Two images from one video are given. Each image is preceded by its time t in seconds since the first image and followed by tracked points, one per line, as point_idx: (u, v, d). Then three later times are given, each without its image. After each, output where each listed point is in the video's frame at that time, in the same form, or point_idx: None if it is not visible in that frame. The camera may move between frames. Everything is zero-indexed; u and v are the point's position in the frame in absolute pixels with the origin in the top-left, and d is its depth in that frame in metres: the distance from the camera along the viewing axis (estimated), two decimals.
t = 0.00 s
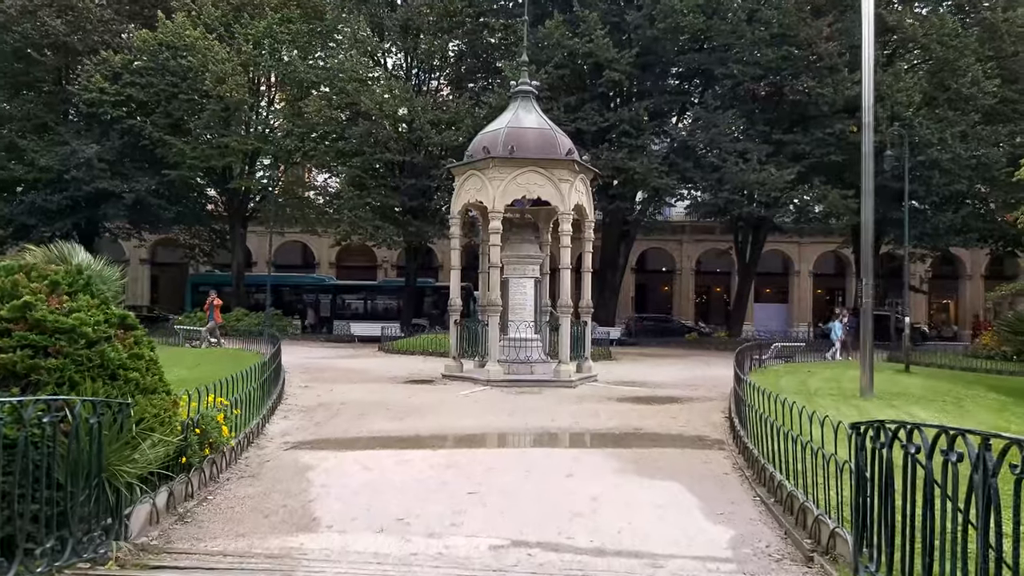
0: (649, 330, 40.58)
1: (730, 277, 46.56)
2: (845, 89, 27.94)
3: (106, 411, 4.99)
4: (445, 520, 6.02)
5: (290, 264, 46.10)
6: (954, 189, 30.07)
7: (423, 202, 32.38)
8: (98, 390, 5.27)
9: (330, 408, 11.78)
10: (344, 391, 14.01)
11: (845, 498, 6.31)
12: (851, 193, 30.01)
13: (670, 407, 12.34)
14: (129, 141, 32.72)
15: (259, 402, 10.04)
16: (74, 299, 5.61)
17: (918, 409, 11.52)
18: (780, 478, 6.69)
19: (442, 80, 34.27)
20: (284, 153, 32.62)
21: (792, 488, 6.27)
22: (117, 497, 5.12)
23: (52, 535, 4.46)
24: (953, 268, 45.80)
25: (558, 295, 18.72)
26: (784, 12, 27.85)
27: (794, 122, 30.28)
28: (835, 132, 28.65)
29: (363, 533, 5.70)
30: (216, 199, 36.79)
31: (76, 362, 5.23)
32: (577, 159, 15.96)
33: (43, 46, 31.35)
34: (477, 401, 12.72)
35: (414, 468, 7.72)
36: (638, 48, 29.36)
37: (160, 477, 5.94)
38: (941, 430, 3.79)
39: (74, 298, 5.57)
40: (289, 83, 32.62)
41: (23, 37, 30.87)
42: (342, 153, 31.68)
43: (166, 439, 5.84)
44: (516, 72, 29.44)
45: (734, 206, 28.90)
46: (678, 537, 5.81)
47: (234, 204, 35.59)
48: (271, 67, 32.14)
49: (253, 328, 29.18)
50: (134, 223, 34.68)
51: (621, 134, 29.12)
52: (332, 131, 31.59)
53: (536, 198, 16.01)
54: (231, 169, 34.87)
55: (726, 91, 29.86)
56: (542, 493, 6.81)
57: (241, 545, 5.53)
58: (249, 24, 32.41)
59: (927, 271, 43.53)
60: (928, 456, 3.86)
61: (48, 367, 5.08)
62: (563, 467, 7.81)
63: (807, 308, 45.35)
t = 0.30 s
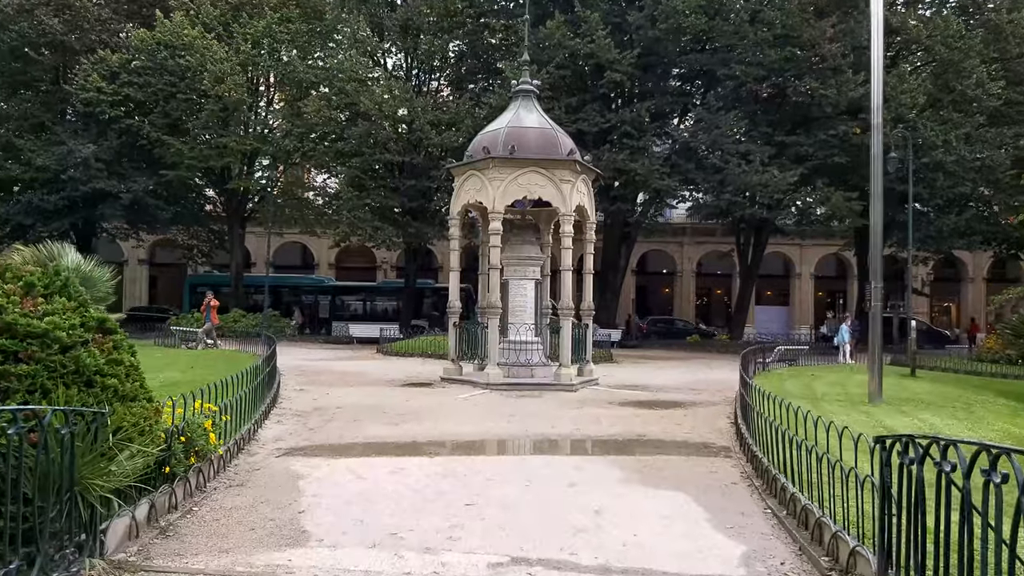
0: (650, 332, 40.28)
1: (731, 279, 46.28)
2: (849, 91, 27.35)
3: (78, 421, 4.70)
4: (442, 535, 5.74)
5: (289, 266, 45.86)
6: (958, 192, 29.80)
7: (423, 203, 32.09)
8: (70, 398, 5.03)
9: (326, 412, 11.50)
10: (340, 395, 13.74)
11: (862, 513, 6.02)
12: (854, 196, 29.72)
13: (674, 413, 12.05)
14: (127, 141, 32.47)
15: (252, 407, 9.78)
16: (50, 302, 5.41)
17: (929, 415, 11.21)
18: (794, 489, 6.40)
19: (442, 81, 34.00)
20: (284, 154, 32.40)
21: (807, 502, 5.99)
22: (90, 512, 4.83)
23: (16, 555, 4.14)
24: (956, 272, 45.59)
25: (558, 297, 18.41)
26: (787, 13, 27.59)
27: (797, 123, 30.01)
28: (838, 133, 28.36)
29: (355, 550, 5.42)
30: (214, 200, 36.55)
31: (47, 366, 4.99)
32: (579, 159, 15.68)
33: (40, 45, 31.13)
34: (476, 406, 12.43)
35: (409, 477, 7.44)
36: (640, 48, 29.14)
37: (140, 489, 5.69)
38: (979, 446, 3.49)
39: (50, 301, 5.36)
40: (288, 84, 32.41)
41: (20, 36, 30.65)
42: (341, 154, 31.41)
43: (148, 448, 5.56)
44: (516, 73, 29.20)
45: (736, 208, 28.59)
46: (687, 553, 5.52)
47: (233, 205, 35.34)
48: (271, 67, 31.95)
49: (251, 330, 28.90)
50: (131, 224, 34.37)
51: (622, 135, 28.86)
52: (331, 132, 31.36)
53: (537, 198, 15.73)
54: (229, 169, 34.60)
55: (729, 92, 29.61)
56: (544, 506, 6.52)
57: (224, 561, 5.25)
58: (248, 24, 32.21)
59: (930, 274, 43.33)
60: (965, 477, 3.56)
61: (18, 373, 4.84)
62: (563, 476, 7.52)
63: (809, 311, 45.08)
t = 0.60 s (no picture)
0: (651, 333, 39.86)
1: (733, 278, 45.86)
2: (854, 87, 26.82)
3: (51, 436, 4.17)
4: (438, 558, 5.30)
5: (287, 265, 45.44)
6: (965, 190, 29.35)
7: (422, 202, 31.62)
8: (33, 412, 4.63)
9: (319, 418, 11.07)
10: (335, 398, 13.31)
11: (887, 533, 5.59)
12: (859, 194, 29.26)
13: (681, 418, 11.62)
14: (122, 137, 32.04)
15: (242, 412, 9.35)
16: (17, 307, 5.06)
17: (946, 421, 10.77)
18: (815, 507, 5.95)
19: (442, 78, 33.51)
20: (281, 152, 31.97)
21: (830, 520, 5.56)
22: (53, 538, 4.32)
23: None
24: (960, 271, 45.14)
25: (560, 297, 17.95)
26: (792, 8, 27.14)
27: (802, 120, 29.56)
28: (844, 131, 27.90)
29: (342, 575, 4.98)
30: (211, 198, 36.10)
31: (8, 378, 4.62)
32: (582, 155, 15.25)
33: (33, 40, 30.72)
34: (475, 410, 12.00)
35: (405, 490, 7.00)
36: (642, 44, 28.72)
37: (115, 508, 5.22)
38: None
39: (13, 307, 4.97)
40: (286, 80, 31.95)
41: (14, 31, 30.25)
42: (339, 152, 30.95)
43: (125, 465, 5.06)
44: (516, 70, 28.73)
45: (740, 206, 28.10)
46: None
47: (230, 204, 34.89)
48: (268, 63, 31.51)
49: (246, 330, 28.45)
50: (126, 222, 33.93)
51: (624, 132, 28.42)
52: (329, 129, 30.93)
53: (538, 196, 15.30)
54: (226, 167, 34.13)
55: (733, 88, 29.16)
56: (548, 523, 6.08)
57: None
58: (244, 19, 31.76)
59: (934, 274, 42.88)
60: None
61: None
62: (567, 489, 7.08)
63: (812, 310, 44.65)
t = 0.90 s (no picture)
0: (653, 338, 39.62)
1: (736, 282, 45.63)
2: (859, 91, 26.47)
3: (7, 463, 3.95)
4: None
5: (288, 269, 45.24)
6: (970, 194, 29.06)
7: (423, 207, 31.38)
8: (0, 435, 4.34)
9: (316, 429, 10.82)
10: (333, 407, 13.06)
11: (910, 556, 5.33)
12: (864, 198, 29.00)
13: (686, 428, 11.34)
14: (121, 142, 31.84)
15: (235, 425, 9.09)
16: None
17: (960, 432, 10.49)
18: (833, 529, 5.68)
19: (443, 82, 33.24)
20: (282, 156, 31.76)
21: (850, 544, 5.29)
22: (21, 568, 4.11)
23: None
24: (963, 276, 44.87)
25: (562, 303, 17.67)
26: (795, 10, 26.88)
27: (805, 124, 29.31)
28: (848, 134, 27.65)
29: None
30: (212, 203, 35.89)
31: None
32: (584, 159, 14.99)
33: (32, 44, 30.54)
34: (475, 420, 11.73)
35: (401, 508, 6.73)
36: (644, 47, 28.51)
37: (94, 532, 4.98)
38: None
39: None
40: (286, 84, 31.74)
41: (11, 35, 30.18)
42: (339, 156, 30.72)
43: (101, 487, 4.82)
44: (517, 73, 28.48)
45: (744, 210, 27.79)
46: None
47: (230, 209, 34.66)
48: (268, 67, 31.31)
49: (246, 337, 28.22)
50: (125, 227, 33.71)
51: (627, 136, 28.17)
52: (330, 133, 30.74)
53: (539, 201, 15.04)
54: (225, 171, 33.89)
55: (736, 92, 28.90)
56: (551, 546, 5.80)
57: None
58: (244, 23, 31.54)
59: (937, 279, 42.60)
60: None
61: None
62: (571, 508, 6.81)
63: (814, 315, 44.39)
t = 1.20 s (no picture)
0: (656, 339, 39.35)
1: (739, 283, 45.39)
2: (863, 89, 26.20)
3: None
4: None
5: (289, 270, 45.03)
6: (976, 194, 28.75)
7: (423, 207, 31.13)
8: None
9: (312, 433, 10.57)
10: (330, 410, 12.81)
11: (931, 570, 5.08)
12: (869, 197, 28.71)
13: (691, 431, 11.08)
14: (119, 142, 31.64)
15: (226, 429, 8.85)
16: None
17: (972, 435, 10.23)
18: (850, 540, 5.41)
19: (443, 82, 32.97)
20: (282, 156, 31.53)
21: (868, 558, 5.05)
22: None
23: None
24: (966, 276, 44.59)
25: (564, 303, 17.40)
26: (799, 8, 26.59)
27: (809, 123, 29.05)
28: (852, 133, 27.37)
29: None
30: (212, 203, 35.67)
31: None
32: (585, 157, 14.74)
33: (29, 44, 30.32)
34: (474, 424, 11.49)
35: (395, 518, 6.48)
36: (645, 45, 28.24)
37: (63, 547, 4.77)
38: None
39: None
40: (285, 84, 31.50)
41: (9, 35, 30.34)
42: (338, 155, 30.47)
43: (69, 498, 4.61)
44: (518, 72, 28.22)
45: (748, 210, 27.49)
46: None
47: (230, 209, 34.46)
48: (267, 67, 31.09)
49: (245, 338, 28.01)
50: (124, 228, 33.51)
51: (629, 135, 27.91)
52: (330, 133, 30.54)
53: (540, 199, 14.80)
54: (224, 171, 33.66)
55: (739, 90, 28.61)
56: (550, 558, 5.54)
57: None
58: (243, 22, 31.31)
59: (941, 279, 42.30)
60: None
61: None
62: (572, 516, 6.56)
63: (818, 315, 44.14)
